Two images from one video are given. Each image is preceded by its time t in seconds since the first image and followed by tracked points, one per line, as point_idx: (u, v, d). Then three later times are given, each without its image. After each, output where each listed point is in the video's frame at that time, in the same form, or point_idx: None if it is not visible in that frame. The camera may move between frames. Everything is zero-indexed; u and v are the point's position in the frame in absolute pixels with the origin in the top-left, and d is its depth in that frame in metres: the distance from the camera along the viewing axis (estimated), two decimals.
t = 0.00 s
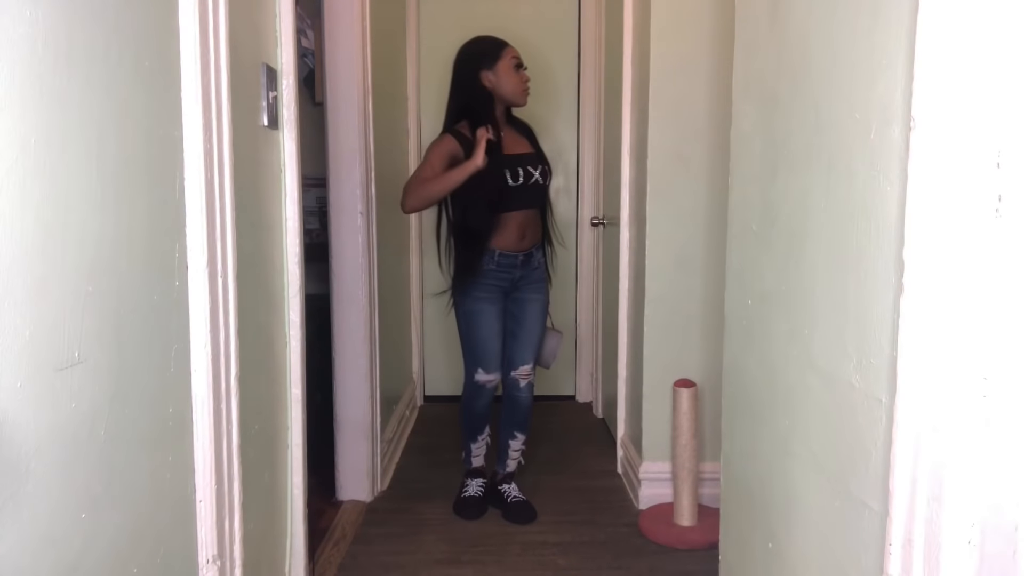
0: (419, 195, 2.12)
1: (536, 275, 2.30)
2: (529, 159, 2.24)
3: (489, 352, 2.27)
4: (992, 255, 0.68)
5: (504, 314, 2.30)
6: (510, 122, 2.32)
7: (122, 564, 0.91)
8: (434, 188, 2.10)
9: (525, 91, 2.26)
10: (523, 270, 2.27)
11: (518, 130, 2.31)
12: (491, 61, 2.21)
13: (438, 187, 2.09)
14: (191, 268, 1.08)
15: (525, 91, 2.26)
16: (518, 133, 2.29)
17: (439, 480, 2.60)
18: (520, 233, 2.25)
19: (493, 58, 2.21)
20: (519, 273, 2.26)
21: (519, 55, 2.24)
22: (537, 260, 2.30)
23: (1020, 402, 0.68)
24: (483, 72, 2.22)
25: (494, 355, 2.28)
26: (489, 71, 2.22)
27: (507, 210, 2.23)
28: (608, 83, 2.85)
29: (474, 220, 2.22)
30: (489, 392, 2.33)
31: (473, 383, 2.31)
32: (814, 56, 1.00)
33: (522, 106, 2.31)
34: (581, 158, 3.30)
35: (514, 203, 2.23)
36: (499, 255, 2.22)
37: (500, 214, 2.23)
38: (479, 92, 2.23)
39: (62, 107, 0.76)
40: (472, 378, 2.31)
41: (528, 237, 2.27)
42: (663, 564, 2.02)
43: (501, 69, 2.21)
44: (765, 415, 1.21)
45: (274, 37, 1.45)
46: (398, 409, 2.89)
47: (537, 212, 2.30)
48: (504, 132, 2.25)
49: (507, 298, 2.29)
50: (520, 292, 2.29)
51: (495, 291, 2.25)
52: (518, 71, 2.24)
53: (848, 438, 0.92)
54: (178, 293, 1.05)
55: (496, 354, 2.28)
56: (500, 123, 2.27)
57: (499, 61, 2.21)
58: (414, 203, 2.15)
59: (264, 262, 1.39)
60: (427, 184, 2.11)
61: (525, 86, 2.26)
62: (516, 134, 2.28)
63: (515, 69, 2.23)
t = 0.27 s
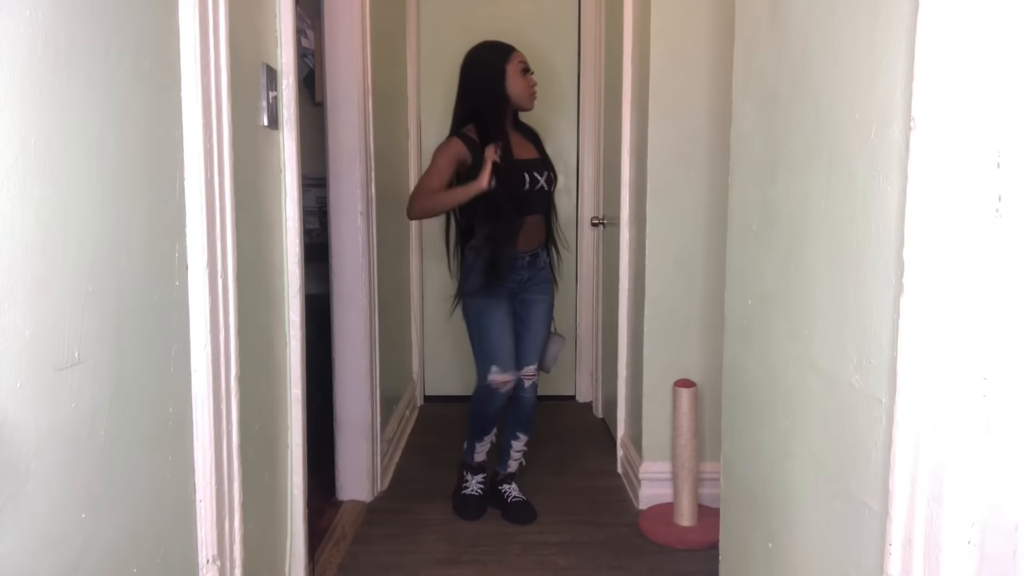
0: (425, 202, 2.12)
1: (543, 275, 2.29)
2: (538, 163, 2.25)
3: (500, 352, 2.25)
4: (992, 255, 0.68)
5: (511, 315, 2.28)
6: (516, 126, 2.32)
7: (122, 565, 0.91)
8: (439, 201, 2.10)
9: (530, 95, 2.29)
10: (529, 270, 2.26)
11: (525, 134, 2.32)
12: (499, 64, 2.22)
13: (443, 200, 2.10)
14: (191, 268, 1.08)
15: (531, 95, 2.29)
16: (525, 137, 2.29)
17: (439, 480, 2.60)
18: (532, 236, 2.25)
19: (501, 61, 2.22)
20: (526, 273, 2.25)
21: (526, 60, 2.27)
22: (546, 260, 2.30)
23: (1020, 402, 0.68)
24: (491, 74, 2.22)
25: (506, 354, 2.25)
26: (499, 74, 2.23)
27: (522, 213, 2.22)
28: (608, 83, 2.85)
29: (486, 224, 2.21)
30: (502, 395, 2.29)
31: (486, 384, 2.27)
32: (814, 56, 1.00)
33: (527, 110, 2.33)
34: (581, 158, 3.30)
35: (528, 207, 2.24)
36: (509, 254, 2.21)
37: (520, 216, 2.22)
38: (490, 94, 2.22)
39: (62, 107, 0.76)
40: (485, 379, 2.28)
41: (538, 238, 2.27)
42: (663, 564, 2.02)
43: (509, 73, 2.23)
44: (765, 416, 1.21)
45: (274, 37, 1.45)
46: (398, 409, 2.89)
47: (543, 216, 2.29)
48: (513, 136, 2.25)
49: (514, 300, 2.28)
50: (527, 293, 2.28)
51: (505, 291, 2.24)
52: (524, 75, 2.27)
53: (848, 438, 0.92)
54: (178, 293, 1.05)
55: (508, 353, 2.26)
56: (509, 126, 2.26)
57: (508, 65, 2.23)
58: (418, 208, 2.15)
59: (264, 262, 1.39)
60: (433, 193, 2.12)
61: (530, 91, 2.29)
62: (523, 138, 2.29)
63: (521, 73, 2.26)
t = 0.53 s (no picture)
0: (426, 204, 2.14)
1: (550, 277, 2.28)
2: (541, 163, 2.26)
3: (523, 337, 2.21)
4: (992, 255, 0.68)
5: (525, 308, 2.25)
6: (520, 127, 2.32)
7: (122, 565, 0.91)
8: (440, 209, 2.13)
9: (535, 97, 2.29)
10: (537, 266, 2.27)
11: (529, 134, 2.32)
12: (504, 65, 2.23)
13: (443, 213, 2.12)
14: (191, 268, 1.08)
15: (536, 96, 2.30)
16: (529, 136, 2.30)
17: (439, 480, 2.60)
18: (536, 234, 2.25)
19: (506, 62, 2.23)
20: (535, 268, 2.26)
21: (530, 61, 2.28)
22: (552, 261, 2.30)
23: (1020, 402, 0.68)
24: (496, 75, 2.23)
25: (529, 337, 2.21)
26: (503, 76, 2.23)
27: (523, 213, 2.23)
28: (608, 83, 2.85)
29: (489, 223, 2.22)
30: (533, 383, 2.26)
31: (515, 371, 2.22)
32: (814, 56, 1.00)
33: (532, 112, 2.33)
34: (581, 158, 3.30)
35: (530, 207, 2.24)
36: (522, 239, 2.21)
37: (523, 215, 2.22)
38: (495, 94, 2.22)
39: (62, 106, 0.76)
40: (512, 365, 2.22)
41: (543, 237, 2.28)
42: (663, 564, 2.02)
43: (514, 74, 2.23)
44: (765, 416, 1.21)
45: (274, 37, 1.45)
46: (398, 409, 2.89)
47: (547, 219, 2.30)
48: (518, 136, 2.27)
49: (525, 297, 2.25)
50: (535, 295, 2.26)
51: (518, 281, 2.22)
52: (529, 77, 2.27)
53: (848, 438, 0.92)
54: (178, 293, 1.05)
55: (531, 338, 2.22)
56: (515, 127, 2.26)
57: (512, 67, 2.24)
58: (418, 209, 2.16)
59: (264, 262, 1.39)
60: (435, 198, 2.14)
61: (535, 92, 2.29)
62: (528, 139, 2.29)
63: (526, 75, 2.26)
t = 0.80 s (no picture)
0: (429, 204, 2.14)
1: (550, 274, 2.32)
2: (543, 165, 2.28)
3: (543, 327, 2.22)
4: (992, 255, 0.68)
5: (535, 302, 2.26)
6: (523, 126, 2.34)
7: (122, 565, 0.91)
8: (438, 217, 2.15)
9: (539, 97, 2.32)
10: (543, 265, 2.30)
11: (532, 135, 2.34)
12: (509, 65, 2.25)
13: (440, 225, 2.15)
14: (191, 268, 1.08)
15: (540, 96, 2.32)
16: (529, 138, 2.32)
17: (438, 480, 2.60)
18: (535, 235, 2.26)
19: (510, 62, 2.25)
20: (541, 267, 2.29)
21: (534, 61, 2.30)
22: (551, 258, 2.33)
23: (1020, 401, 0.68)
24: (501, 76, 2.25)
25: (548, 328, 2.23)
26: (508, 76, 2.26)
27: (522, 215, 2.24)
28: (608, 83, 2.85)
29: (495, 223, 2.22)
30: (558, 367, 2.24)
31: (542, 359, 2.21)
32: (814, 57, 1.00)
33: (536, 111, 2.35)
34: (581, 158, 3.30)
35: (529, 209, 2.25)
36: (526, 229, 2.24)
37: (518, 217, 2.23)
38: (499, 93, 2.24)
39: (62, 106, 0.76)
40: (537, 356, 2.22)
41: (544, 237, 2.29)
42: (663, 564, 2.02)
43: (518, 73, 2.26)
44: (765, 416, 1.21)
45: (274, 37, 1.45)
46: (398, 409, 2.89)
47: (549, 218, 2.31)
48: (519, 137, 2.27)
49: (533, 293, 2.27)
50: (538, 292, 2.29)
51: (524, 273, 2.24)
52: (533, 78, 2.30)
53: (848, 438, 0.92)
54: (178, 293, 1.05)
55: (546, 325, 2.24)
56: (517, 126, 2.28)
57: (517, 66, 2.26)
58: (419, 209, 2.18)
59: (264, 262, 1.40)
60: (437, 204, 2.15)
61: (540, 92, 2.32)
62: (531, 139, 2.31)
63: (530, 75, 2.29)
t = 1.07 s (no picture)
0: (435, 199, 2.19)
1: (552, 275, 2.32)
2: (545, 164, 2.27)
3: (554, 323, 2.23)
4: (992, 255, 0.68)
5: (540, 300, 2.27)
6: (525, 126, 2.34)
7: (122, 565, 0.91)
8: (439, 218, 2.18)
9: (542, 97, 2.32)
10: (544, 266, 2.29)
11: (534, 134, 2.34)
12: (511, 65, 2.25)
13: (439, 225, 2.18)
14: (191, 268, 1.08)
15: (543, 96, 2.32)
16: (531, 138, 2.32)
17: (439, 480, 2.60)
18: (539, 236, 2.26)
19: (513, 62, 2.26)
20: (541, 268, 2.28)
21: (537, 60, 2.30)
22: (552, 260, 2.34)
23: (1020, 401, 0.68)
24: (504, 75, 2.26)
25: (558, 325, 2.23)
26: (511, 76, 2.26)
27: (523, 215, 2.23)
28: (608, 82, 2.85)
29: (497, 222, 2.21)
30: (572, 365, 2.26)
31: (555, 358, 2.22)
32: (814, 57, 1.00)
33: (540, 111, 2.36)
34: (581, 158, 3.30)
35: (531, 209, 2.24)
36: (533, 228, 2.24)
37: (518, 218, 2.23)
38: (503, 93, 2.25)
39: (62, 105, 0.76)
40: (550, 353, 2.22)
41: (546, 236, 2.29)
42: (663, 564, 2.02)
43: (520, 74, 2.26)
44: (765, 416, 1.21)
45: (274, 37, 1.45)
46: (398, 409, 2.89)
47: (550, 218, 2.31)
48: (521, 136, 2.27)
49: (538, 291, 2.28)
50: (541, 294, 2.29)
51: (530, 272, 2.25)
52: (536, 77, 2.30)
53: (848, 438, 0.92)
54: (178, 293, 1.05)
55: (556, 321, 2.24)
56: (519, 125, 2.28)
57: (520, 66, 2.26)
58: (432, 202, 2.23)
59: (264, 262, 1.40)
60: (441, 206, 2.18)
61: (543, 92, 2.31)
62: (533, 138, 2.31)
63: (534, 74, 2.29)
